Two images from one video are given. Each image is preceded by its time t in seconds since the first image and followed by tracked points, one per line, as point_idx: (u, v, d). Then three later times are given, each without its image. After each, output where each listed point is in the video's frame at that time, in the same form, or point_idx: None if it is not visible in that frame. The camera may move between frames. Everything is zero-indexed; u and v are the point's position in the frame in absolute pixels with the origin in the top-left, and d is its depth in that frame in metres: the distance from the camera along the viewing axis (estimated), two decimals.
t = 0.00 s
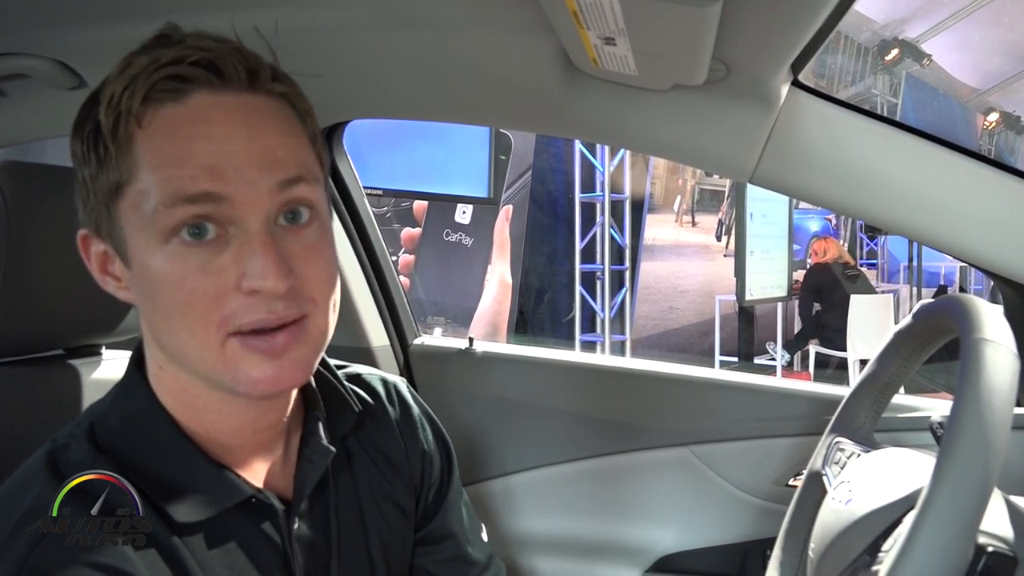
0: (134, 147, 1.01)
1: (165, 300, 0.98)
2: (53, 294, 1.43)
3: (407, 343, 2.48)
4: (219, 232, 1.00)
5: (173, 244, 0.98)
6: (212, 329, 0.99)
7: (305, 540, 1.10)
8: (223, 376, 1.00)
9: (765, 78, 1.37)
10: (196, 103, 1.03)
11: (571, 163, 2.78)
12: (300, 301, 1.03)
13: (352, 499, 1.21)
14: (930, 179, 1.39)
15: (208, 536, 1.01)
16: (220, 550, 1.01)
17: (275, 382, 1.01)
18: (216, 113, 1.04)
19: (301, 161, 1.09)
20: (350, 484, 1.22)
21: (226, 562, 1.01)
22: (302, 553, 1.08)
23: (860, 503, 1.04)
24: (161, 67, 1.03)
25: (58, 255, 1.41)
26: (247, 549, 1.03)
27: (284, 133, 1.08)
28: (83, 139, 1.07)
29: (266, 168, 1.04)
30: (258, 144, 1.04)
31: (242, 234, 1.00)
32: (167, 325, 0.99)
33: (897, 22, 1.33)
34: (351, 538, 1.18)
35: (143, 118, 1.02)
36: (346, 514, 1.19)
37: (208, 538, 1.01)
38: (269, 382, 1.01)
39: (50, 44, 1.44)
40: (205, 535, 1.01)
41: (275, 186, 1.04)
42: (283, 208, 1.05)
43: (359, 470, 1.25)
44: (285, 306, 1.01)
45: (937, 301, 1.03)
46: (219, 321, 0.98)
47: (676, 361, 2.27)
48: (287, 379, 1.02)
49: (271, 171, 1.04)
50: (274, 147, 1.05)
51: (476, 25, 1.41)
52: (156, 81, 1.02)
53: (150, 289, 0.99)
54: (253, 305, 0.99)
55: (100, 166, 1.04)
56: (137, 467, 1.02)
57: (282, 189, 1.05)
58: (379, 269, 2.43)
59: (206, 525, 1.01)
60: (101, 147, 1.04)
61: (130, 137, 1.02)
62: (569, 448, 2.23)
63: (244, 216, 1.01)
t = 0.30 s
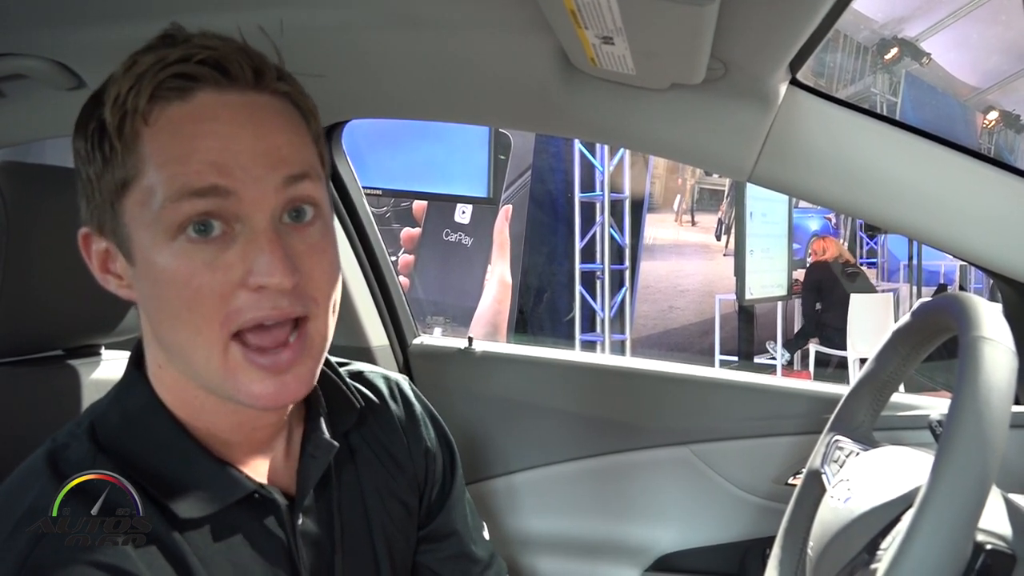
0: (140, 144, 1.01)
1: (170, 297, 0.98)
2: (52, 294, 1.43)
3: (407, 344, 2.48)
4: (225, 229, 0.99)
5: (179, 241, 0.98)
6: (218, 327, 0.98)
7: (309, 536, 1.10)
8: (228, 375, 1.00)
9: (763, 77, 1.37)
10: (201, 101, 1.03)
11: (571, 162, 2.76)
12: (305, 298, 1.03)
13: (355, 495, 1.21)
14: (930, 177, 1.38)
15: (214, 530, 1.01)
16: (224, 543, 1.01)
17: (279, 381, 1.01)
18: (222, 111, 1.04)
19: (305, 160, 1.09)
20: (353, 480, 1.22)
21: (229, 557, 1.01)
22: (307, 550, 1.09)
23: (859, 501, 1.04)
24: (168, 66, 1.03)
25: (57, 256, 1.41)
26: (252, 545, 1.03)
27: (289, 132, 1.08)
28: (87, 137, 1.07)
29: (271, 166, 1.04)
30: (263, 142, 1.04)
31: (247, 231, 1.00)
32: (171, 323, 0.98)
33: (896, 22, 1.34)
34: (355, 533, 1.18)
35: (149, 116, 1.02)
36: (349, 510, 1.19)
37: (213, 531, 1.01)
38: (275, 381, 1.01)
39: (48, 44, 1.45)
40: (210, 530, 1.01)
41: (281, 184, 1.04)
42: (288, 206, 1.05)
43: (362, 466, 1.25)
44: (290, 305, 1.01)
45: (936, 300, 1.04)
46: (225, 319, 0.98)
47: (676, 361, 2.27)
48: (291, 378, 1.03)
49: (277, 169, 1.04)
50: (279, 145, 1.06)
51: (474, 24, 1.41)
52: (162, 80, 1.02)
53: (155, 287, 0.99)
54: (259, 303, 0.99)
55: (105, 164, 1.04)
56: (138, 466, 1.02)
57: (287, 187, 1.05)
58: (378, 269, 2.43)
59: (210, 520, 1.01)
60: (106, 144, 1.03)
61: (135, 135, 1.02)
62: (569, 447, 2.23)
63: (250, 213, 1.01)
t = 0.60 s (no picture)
0: (224, 126, 1.03)
1: (255, 278, 1.00)
2: (52, 295, 1.43)
3: (407, 343, 2.49)
4: (306, 214, 1.04)
5: (266, 224, 1.01)
6: (303, 306, 1.02)
7: (309, 534, 1.10)
8: (307, 353, 1.04)
9: (763, 77, 1.37)
10: (281, 93, 1.09)
11: (571, 162, 2.76)
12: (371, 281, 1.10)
13: (355, 494, 1.21)
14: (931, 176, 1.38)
15: (219, 525, 1.01)
16: (229, 538, 1.01)
17: (336, 362, 1.06)
18: (300, 103, 1.09)
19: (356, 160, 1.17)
20: (353, 479, 1.22)
21: (232, 554, 1.01)
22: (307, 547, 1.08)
23: (859, 501, 1.04)
24: (251, 58, 1.09)
25: (57, 255, 1.41)
26: (259, 540, 1.03)
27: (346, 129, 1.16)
28: (139, 121, 1.06)
29: (343, 157, 1.11)
30: (335, 137, 1.11)
31: (326, 217, 1.05)
32: (256, 302, 1.00)
33: (896, 22, 1.35)
34: (354, 532, 1.18)
35: (233, 102, 1.04)
36: (349, 509, 1.19)
37: (218, 527, 1.01)
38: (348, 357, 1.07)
39: (48, 44, 1.45)
40: (215, 525, 1.01)
41: (349, 177, 1.11)
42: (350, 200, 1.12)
43: (361, 465, 1.25)
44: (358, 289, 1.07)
45: (937, 299, 1.04)
46: (306, 298, 1.02)
47: (676, 361, 2.27)
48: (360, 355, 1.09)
49: (344, 160, 1.10)
50: (343, 142, 1.13)
51: (473, 24, 1.41)
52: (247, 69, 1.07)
53: (233, 271, 1.00)
54: (337, 285, 1.04)
55: (175, 146, 1.04)
56: (138, 466, 1.02)
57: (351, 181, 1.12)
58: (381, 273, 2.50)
59: (215, 517, 1.01)
60: (176, 126, 1.04)
61: (216, 117, 1.03)
62: (569, 448, 2.23)
63: (330, 200, 1.07)
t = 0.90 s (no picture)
0: (249, 116, 1.06)
1: (274, 264, 1.02)
2: (52, 295, 1.43)
3: (408, 343, 2.49)
4: (324, 204, 1.06)
5: (287, 212, 1.03)
6: (320, 292, 1.03)
7: (309, 532, 1.10)
8: (324, 340, 1.04)
9: (765, 77, 1.37)
10: (304, 89, 1.12)
11: (572, 163, 2.74)
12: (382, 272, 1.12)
13: (355, 493, 1.21)
14: (931, 175, 1.38)
15: (220, 523, 1.02)
16: (231, 535, 1.02)
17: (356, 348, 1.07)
18: (321, 100, 1.12)
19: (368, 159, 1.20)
20: (352, 477, 1.22)
21: (233, 552, 1.01)
22: (307, 544, 1.08)
23: (860, 500, 1.04)
24: (277, 54, 1.12)
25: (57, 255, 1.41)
26: (258, 538, 1.04)
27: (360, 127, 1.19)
28: (163, 110, 1.07)
29: (358, 153, 1.14)
30: (353, 134, 1.14)
31: (344, 208, 1.08)
32: (274, 285, 1.02)
33: (897, 21, 1.34)
34: (355, 530, 1.18)
35: (258, 96, 1.07)
36: (349, 506, 1.19)
37: (221, 524, 1.02)
38: (363, 344, 1.08)
39: (49, 44, 1.45)
40: (216, 523, 1.01)
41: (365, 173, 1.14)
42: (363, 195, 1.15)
43: (361, 463, 1.25)
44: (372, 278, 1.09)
45: (938, 299, 1.04)
46: (323, 285, 1.04)
47: (677, 360, 2.27)
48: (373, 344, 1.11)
49: (359, 156, 1.14)
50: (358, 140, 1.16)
51: (475, 23, 1.41)
52: (273, 64, 1.10)
53: (251, 257, 1.02)
54: (352, 272, 1.07)
55: (200, 136, 1.05)
56: (139, 465, 1.02)
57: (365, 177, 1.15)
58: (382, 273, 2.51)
59: (217, 514, 1.02)
60: (200, 115, 1.06)
61: (242, 108, 1.06)
62: (570, 447, 2.23)
63: (348, 192, 1.09)
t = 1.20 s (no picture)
0: (248, 115, 1.05)
1: (271, 264, 1.02)
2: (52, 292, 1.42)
3: (408, 340, 2.49)
4: (319, 205, 1.07)
5: (283, 213, 1.04)
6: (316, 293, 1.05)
7: (306, 527, 1.10)
8: (317, 339, 1.06)
9: (766, 76, 1.37)
10: (302, 88, 1.12)
11: (572, 162, 2.76)
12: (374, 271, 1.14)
13: (352, 488, 1.21)
14: (930, 173, 1.38)
15: (216, 518, 1.02)
16: (226, 531, 1.02)
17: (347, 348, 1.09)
18: (319, 99, 1.12)
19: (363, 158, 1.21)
20: (349, 473, 1.22)
21: (229, 548, 1.01)
22: (304, 540, 1.08)
23: (860, 500, 1.04)
24: (276, 52, 1.11)
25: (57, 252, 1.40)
26: (255, 534, 1.04)
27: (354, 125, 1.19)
28: (160, 106, 1.06)
29: (355, 151, 1.15)
30: (349, 134, 1.15)
31: (339, 207, 1.09)
32: (268, 287, 1.03)
33: (899, 20, 1.34)
34: (352, 525, 1.18)
35: (258, 96, 1.07)
36: (346, 502, 1.19)
37: (213, 521, 1.01)
38: (353, 344, 1.09)
39: (50, 40, 1.44)
40: (211, 519, 1.01)
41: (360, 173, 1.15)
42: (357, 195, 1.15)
43: (357, 459, 1.25)
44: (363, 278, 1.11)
45: (938, 298, 1.04)
46: (316, 285, 1.05)
47: (677, 358, 2.27)
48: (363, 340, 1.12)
49: (356, 156, 1.14)
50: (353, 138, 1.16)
51: (476, 20, 1.41)
52: (273, 63, 1.10)
53: (246, 257, 1.02)
54: (342, 273, 1.08)
55: (197, 133, 1.05)
56: (136, 463, 1.02)
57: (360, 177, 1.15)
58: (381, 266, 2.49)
59: (212, 510, 1.02)
60: (197, 112, 1.05)
61: (241, 106, 1.05)
62: (570, 445, 2.23)
63: (343, 193, 1.10)
